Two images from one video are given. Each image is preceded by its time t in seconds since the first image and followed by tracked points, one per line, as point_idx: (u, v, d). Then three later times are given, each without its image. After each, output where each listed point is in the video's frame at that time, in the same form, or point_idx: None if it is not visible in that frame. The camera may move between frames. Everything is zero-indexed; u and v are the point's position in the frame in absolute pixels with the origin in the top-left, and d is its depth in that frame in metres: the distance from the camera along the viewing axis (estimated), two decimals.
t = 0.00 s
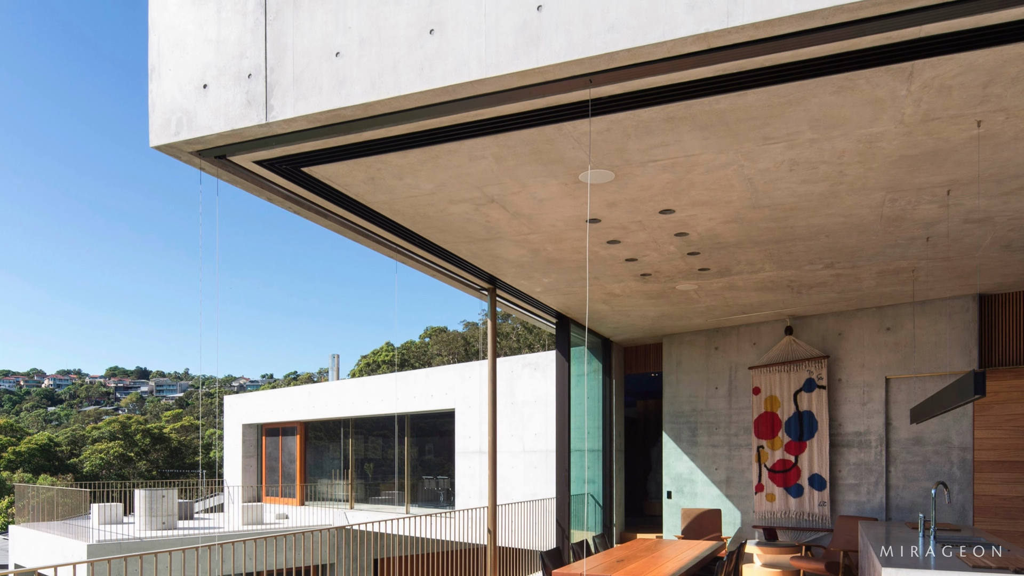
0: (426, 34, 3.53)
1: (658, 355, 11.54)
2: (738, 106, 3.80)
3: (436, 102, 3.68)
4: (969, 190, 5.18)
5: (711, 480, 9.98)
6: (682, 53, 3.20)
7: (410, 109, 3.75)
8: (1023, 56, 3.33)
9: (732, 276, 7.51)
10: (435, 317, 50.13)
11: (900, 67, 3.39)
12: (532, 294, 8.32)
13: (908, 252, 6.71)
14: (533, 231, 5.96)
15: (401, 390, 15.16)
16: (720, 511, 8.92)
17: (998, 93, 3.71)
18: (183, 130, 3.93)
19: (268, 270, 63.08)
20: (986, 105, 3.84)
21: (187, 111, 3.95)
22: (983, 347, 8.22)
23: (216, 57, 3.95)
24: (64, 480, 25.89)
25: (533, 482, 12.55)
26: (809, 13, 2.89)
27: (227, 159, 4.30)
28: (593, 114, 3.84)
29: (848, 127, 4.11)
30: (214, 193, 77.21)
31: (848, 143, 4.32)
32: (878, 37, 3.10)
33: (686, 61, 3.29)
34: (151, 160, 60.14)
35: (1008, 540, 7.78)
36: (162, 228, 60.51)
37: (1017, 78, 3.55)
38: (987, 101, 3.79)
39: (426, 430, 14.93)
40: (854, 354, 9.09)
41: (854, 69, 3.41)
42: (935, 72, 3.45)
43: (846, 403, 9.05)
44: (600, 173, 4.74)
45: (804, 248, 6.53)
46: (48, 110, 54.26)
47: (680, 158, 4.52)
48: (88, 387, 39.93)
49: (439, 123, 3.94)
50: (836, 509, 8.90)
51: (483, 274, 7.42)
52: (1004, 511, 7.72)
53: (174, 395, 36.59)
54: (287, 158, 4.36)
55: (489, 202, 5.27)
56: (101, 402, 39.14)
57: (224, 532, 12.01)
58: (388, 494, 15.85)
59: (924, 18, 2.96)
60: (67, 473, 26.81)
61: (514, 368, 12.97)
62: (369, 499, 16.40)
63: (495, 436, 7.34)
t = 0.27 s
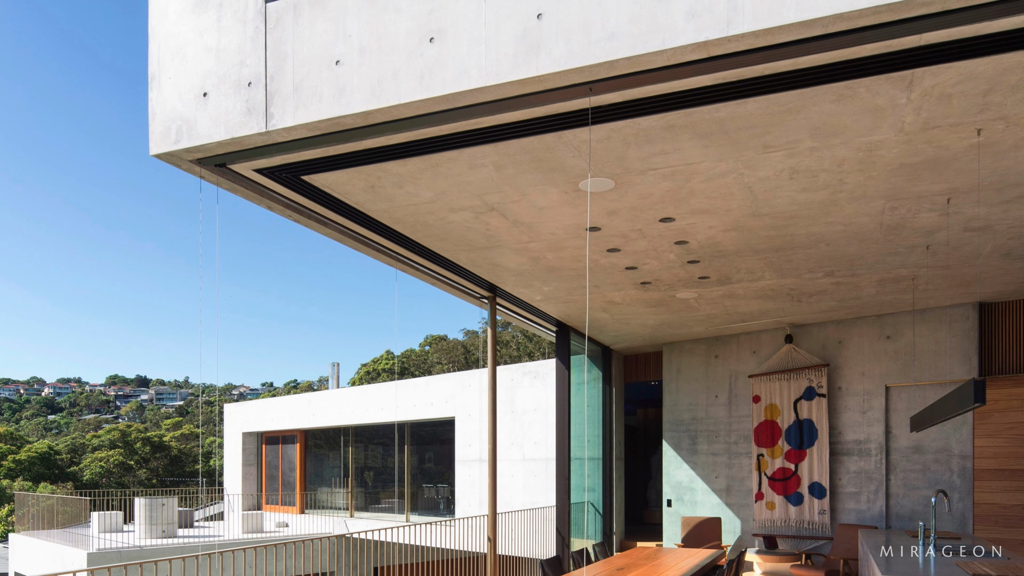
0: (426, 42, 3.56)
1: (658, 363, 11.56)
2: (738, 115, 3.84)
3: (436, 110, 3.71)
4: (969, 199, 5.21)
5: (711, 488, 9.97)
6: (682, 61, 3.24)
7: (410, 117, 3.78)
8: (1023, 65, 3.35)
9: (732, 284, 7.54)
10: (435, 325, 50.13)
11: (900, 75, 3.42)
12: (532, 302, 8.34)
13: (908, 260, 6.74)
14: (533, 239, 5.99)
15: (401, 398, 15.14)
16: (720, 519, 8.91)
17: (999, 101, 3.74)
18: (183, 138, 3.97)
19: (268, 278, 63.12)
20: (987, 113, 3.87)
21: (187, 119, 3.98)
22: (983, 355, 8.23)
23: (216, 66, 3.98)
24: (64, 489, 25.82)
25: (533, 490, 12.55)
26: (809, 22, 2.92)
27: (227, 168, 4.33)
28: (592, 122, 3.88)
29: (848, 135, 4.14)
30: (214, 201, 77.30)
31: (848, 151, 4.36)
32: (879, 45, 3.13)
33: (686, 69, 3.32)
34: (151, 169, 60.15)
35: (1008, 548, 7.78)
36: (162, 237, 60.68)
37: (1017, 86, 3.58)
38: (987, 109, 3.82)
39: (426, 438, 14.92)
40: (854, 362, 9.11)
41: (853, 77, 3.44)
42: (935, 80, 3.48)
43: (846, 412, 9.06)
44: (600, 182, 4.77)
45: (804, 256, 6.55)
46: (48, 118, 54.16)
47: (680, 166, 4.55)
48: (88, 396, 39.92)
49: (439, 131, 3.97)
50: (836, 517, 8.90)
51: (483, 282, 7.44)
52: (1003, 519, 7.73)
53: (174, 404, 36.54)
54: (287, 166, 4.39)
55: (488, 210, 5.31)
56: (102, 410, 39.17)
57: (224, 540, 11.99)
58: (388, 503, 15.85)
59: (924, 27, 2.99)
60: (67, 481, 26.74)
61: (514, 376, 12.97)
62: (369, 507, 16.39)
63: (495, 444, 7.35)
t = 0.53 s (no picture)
0: (426, 51, 3.60)
1: (658, 372, 11.56)
2: (738, 123, 3.87)
3: (436, 118, 3.74)
4: (969, 207, 5.25)
5: (711, 497, 9.98)
6: (682, 69, 3.27)
7: (410, 125, 3.82)
8: (1023, 73, 3.39)
9: (732, 293, 7.56)
10: (435, 333, 50.14)
11: (900, 84, 3.45)
12: (532, 311, 8.36)
13: (908, 268, 6.76)
14: (533, 248, 6.02)
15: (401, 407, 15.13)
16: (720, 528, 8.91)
17: (998, 110, 3.77)
18: (183, 146, 4.00)
19: (268, 286, 63.16)
20: (987, 121, 3.90)
21: (187, 128, 4.01)
22: (983, 364, 8.24)
23: (216, 74, 4.01)
24: (64, 497, 25.82)
25: (533, 498, 12.54)
26: (809, 30, 2.95)
27: (227, 176, 4.37)
28: (592, 131, 3.91)
29: (848, 143, 4.17)
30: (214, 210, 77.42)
31: (848, 159, 4.39)
32: (879, 54, 3.16)
33: (686, 78, 3.36)
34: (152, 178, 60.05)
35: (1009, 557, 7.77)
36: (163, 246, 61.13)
37: (1017, 95, 3.61)
38: (987, 117, 3.85)
39: (426, 446, 14.93)
40: (854, 370, 9.11)
41: (853, 86, 3.48)
42: (935, 88, 3.51)
43: (846, 420, 9.07)
44: (600, 190, 4.81)
45: (804, 265, 6.58)
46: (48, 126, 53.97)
47: (680, 174, 4.59)
48: (87, 405, 39.97)
49: (439, 140, 4.01)
50: (836, 526, 8.90)
51: (483, 291, 7.47)
52: (1004, 528, 7.73)
53: (174, 412, 36.53)
54: (287, 175, 4.42)
55: (488, 219, 5.34)
56: (102, 419, 39.26)
57: (224, 548, 12.00)
58: (388, 512, 15.92)
59: (923, 36, 3.02)
60: (67, 490, 26.74)
61: (514, 385, 12.97)
62: (369, 516, 16.51)
63: (496, 453, 7.36)
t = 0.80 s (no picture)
0: (426, 60, 3.64)
1: (658, 381, 11.57)
2: (737, 132, 3.91)
3: (436, 127, 3.78)
4: (969, 216, 5.28)
5: (711, 505, 9.97)
6: (682, 78, 3.31)
7: (410, 134, 3.86)
8: (1022, 83, 3.42)
9: (732, 302, 7.59)
10: (435, 342, 50.13)
11: (900, 93, 3.49)
12: (532, 320, 8.38)
13: (909, 277, 6.79)
14: (533, 257, 6.05)
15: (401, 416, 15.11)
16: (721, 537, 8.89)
17: (998, 119, 3.80)
18: (183, 155, 4.04)
19: (268, 295, 63.19)
20: (987, 130, 3.94)
21: (187, 137, 4.05)
22: (983, 373, 8.25)
23: (216, 83, 4.05)
24: (64, 506, 25.78)
25: (533, 508, 12.52)
26: (809, 39, 2.99)
27: (227, 185, 4.40)
28: (592, 140, 3.95)
29: (848, 152, 4.21)
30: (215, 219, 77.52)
31: (848, 168, 4.43)
32: (878, 63, 3.19)
33: (686, 87, 3.40)
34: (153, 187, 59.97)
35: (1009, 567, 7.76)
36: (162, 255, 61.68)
37: (1016, 104, 3.64)
38: (987, 126, 3.89)
39: (426, 455, 14.93)
40: (855, 380, 9.13)
41: (852, 95, 3.51)
42: (935, 98, 3.54)
43: (846, 429, 9.07)
44: (600, 200, 4.85)
45: (804, 274, 6.61)
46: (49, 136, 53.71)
47: (680, 184, 4.62)
48: (87, 414, 40.03)
49: (438, 149, 4.05)
50: (836, 534, 8.89)
51: (483, 300, 7.49)
52: (1004, 537, 7.72)
53: (174, 421, 36.51)
54: (287, 184, 4.45)
55: (488, 228, 5.37)
56: (102, 428, 39.29)
57: (224, 558, 11.98)
58: (388, 520, 15.83)
59: (922, 45, 3.06)
60: (66, 499, 26.70)
61: (514, 394, 12.97)
62: (369, 525, 16.45)
63: (495, 462, 7.37)
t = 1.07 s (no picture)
0: (426, 69, 3.68)
1: (658, 390, 11.58)
2: (737, 141, 3.95)
3: (436, 136, 3.81)
4: (969, 225, 5.31)
5: (711, 515, 9.98)
6: (682, 87, 3.34)
7: (411, 143, 3.90)
8: (1022, 92, 3.46)
9: (732, 311, 7.61)
10: (435, 352, 50.09)
11: (900, 103, 3.53)
12: (532, 329, 8.40)
13: (909, 287, 6.82)
14: (533, 266, 6.09)
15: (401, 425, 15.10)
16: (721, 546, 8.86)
17: (998, 128, 3.84)
18: (183, 165, 4.09)
19: (267, 304, 63.23)
20: (987, 139, 3.97)
21: (187, 147, 4.09)
22: (983, 382, 8.25)
23: (216, 93, 4.09)
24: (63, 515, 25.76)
25: (533, 517, 12.51)
26: (809, 48, 3.03)
27: (227, 195, 4.44)
28: (592, 149, 3.99)
29: (848, 161, 4.25)
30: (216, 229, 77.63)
31: (848, 178, 4.47)
32: (879, 72, 3.23)
33: (686, 96, 3.44)
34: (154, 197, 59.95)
35: None
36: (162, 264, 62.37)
37: (1016, 113, 3.68)
38: (987, 135, 3.92)
39: (426, 465, 14.93)
40: (855, 389, 9.13)
41: (853, 104, 3.55)
42: (935, 107, 3.58)
43: (846, 438, 9.07)
44: (600, 209, 4.88)
45: (804, 283, 6.64)
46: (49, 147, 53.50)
47: (680, 193, 4.66)
48: (87, 423, 40.08)
49: (439, 158, 4.09)
50: (836, 544, 8.89)
51: (483, 309, 7.52)
52: (1005, 546, 7.72)
53: (174, 430, 36.49)
54: (287, 194, 4.49)
55: (489, 237, 5.41)
56: (102, 437, 39.30)
57: (223, 568, 11.98)
58: (388, 529, 15.79)
59: (921, 55, 3.09)
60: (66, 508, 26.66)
61: (514, 403, 12.98)
62: (369, 534, 16.27)
63: (495, 472, 7.39)
